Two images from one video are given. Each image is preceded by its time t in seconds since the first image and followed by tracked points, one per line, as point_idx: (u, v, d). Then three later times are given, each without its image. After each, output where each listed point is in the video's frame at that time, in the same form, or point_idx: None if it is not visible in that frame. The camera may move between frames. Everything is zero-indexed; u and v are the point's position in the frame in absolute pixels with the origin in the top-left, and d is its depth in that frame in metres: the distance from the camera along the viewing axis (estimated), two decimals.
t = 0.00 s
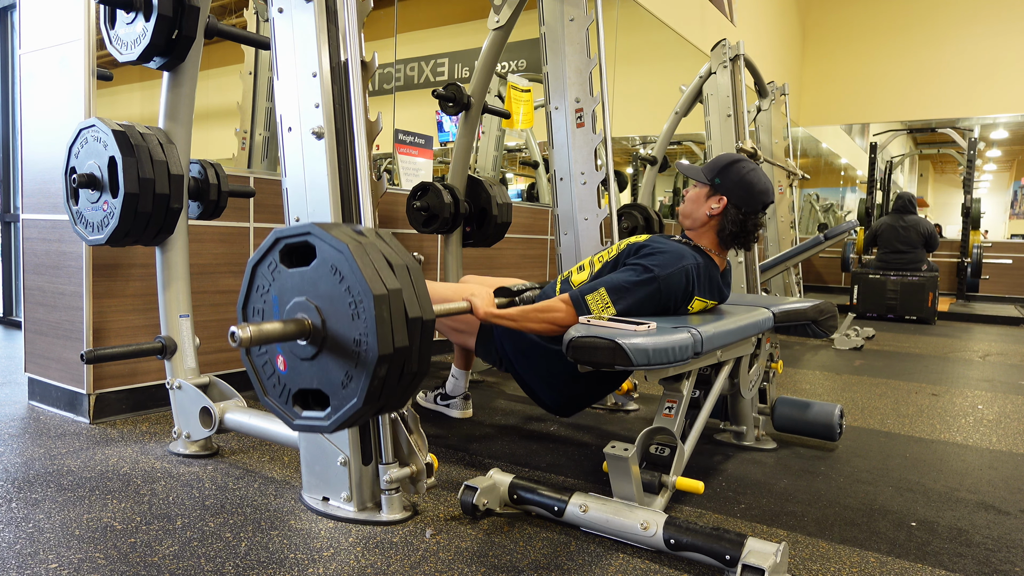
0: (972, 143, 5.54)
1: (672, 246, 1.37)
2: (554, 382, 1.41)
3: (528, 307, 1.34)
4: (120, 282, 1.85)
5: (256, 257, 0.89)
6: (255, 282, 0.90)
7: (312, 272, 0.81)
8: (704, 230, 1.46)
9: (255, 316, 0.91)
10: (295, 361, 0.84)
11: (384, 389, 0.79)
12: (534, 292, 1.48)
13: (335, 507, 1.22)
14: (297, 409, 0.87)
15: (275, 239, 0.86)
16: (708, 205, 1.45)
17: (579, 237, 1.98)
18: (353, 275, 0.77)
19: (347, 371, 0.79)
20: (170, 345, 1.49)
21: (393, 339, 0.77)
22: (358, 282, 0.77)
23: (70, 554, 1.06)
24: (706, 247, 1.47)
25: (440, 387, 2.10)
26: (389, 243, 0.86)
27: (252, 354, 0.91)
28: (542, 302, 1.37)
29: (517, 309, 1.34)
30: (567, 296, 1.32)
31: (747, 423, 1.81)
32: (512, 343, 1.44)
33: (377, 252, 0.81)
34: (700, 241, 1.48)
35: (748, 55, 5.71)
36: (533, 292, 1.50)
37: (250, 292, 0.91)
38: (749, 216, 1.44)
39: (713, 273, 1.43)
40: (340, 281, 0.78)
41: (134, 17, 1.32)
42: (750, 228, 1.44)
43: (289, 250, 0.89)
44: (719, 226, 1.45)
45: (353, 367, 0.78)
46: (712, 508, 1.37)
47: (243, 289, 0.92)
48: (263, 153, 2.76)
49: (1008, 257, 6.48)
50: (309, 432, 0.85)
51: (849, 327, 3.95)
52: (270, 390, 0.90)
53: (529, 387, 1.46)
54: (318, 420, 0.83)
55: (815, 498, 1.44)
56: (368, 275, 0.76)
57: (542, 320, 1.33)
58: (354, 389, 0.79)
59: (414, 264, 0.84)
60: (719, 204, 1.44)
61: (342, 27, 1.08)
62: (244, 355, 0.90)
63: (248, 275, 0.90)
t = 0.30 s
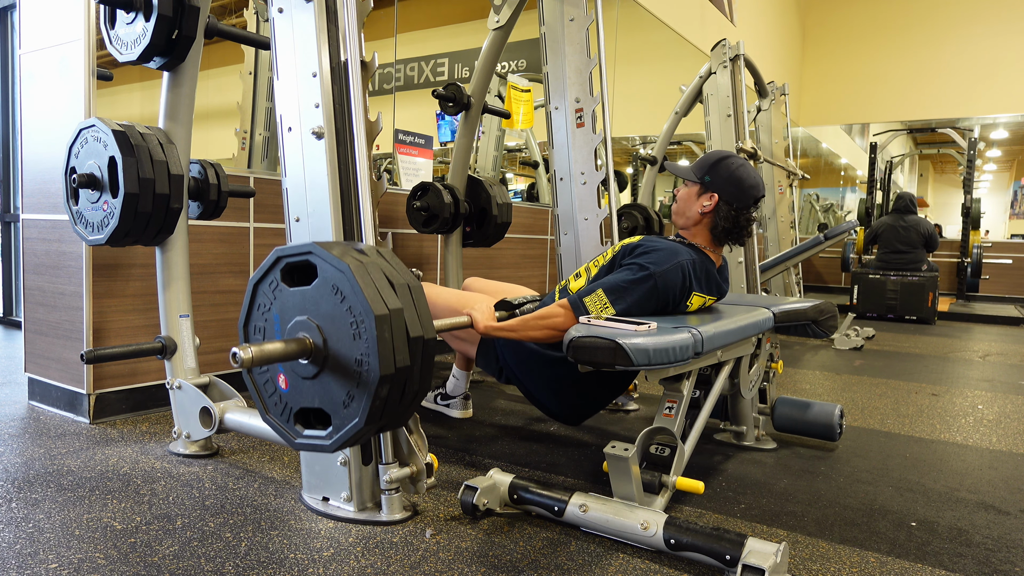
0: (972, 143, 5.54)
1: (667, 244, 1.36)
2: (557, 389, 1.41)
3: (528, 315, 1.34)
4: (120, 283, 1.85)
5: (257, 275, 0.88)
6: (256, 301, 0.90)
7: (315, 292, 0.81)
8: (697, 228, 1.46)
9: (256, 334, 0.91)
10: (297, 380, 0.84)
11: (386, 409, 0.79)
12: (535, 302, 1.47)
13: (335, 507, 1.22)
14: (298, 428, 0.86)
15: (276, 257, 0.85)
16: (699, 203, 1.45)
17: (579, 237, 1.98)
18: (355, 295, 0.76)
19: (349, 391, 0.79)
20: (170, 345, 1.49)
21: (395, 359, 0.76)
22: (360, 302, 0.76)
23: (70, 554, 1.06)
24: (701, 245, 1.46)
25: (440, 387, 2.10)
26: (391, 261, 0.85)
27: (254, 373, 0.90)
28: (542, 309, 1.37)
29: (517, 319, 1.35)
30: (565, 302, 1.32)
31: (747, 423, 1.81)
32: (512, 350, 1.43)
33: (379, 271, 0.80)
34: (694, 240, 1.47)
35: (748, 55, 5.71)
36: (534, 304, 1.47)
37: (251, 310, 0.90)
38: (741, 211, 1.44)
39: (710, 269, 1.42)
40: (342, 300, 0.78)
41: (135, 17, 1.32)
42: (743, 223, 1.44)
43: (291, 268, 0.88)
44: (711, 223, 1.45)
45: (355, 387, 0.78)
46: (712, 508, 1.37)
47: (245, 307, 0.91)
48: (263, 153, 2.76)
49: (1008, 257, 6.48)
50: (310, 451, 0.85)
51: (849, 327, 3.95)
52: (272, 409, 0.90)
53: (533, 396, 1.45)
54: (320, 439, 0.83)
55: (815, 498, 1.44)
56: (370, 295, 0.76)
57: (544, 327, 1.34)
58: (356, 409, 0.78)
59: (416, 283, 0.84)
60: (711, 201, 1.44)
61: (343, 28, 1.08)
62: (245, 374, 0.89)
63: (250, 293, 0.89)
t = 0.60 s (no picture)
0: (972, 143, 5.54)
1: (663, 244, 1.37)
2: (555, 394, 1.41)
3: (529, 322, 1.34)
4: (120, 282, 1.85)
5: (257, 289, 0.88)
6: (257, 315, 0.90)
7: (316, 306, 0.81)
8: (691, 228, 1.47)
9: (256, 348, 0.91)
10: (298, 395, 0.84)
11: (386, 424, 0.79)
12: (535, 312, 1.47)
13: (335, 507, 1.22)
14: (300, 442, 0.87)
15: (277, 272, 0.86)
16: (692, 203, 1.45)
17: (579, 237, 1.98)
18: (356, 310, 0.77)
19: (350, 406, 0.79)
20: (170, 345, 1.49)
21: (395, 374, 0.77)
22: (362, 318, 0.77)
23: (70, 554, 1.06)
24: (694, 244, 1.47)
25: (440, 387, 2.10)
26: (391, 275, 0.86)
27: (255, 387, 0.91)
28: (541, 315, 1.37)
29: (518, 326, 1.35)
30: (565, 306, 1.32)
31: (748, 423, 1.81)
32: (513, 355, 1.44)
33: (379, 286, 0.81)
34: (689, 240, 1.48)
35: (748, 55, 5.71)
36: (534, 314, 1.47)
37: (252, 323, 0.91)
38: (735, 210, 1.44)
39: (706, 266, 1.43)
40: (343, 316, 0.78)
41: (134, 17, 1.32)
42: (737, 222, 1.44)
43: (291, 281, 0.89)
44: (705, 223, 1.45)
45: (355, 402, 0.78)
46: (712, 508, 1.37)
47: (246, 320, 0.91)
48: (263, 153, 2.76)
49: (1008, 257, 6.48)
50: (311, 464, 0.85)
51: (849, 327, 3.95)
52: (273, 423, 0.90)
53: (535, 403, 1.45)
54: (321, 453, 0.83)
55: (815, 498, 1.44)
56: (371, 311, 0.76)
57: (544, 332, 1.34)
58: (357, 423, 0.79)
59: (416, 297, 0.84)
60: (705, 200, 1.44)
61: (342, 27, 1.08)
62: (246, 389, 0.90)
63: (250, 308, 0.89)
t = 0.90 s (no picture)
0: (972, 143, 5.54)
1: (663, 243, 1.37)
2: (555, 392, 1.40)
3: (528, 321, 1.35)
4: (120, 283, 1.85)
5: (257, 287, 0.87)
6: (257, 313, 0.89)
7: (315, 304, 0.80)
8: (691, 228, 1.47)
9: (256, 347, 0.90)
10: (299, 392, 0.83)
11: (387, 422, 0.78)
12: (534, 309, 1.45)
13: (335, 507, 1.22)
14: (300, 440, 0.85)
15: (277, 270, 0.84)
16: (693, 203, 1.46)
17: (579, 237, 1.98)
18: (355, 308, 0.75)
19: (350, 404, 0.78)
20: (170, 345, 1.49)
21: (395, 372, 0.75)
22: (361, 316, 0.75)
23: (70, 554, 1.06)
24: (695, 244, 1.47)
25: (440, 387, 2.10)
26: (391, 273, 0.84)
27: (255, 385, 0.90)
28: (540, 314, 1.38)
29: (518, 325, 1.36)
30: (565, 306, 1.32)
31: (748, 423, 1.81)
32: (512, 354, 1.43)
33: (379, 283, 0.79)
34: (690, 240, 1.48)
35: (749, 55, 5.71)
36: (533, 311, 1.45)
37: (252, 322, 0.89)
38: (735, 210, 1.44)
39: (706, 266, 1.43)
40: (343, 313, 0.77)
41: (135, 17, 1.32)
42: (737, 222, 1.45)
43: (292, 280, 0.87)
44: (705, 223, 1.45)
45: (355, 399, 0.77)
46: (712, 508, 1.37)
47: (246, 318, 0.90)
48: (263, 154, 2.76)
49: (1008, 257, 6.48)
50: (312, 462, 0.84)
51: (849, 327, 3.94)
52: (274, 421, 0.89)
53: (536, 402, 1.44)
54: (321, 451, 0.82)
55: (814, 498, 1.44)
56: (371, 309, 0.74)
57: (543, 331, 1.34)
58: (357, 421, 0.77)
59: (417, 295, 0.82)
60: (705, 200, 1.44)
61: (342, 27, 1.08)
62: (246, 386, 0.89)
63: (250, 306, 0.88)
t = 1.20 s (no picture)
0: (972, 143, 5.54)
1: (673, 247, 1.37)
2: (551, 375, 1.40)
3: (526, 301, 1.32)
4: (120, 283, 1.85)
5: (255, 247, 0.85)
6: (254, 273, 0.86)
7: (312, 261, 0.78)
8: (706, 234, 1.46)
9: (254, 307, 0.87)
10: (294, 350, 0.80)
11: (383, 379, 0.75)
12: (533, 285, 1.52)
13: (335, 507, 1.22)
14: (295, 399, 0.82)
15: (275, 229, 0.82)
16: (710, 209, 1.45)
17: (579, 237, 1.98)
18: (353, 263, 0.73)
19: (346, 360, 0.75)
20: (170, 345, 1.49)
21: (393, 328, 0.73)
22: (359, 272, 0.73)
23: (70, 554, 1.06)
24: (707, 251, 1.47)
25: (439, 387, 2.10)
26: (389, 234, 0.82)
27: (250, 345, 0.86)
28: (538, 297, 1.36)
29: (515, 303, 1.31)
30: (566, 293, 1.32)
31: (747, 423, 1.81)
32: (514, 333, 1.42)
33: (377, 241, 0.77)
34: (702, 246, 1.48)
35: (748, 54, 5.70)
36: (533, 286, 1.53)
37: (249, 282, 0.87)
38: (751, 222, 1.44)
39: (714, 276, 1.42)
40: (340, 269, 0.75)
41: (134, 17, 1.32)
42: (752, 234, 1.44)
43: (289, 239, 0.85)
44: (720, 231, 1.45)
45: (351, 355, 0.75)
46: (712, 508, 1.37)
47: (242, 279, 0.88)
48: (263, 153, 2.76)
49: (1008, 257, 6.48)
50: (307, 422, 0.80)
51: (849, 327, 3.94)
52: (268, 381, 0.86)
53: (529, 384, 1.45)
54: (315, 408, 0.79)
55: (814, 498, 1.45)
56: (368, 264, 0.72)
57: (540, 315, 1.33)
58: (353, 377, 0.75)
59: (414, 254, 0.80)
60: (721, 208, 1.44)
61: (342, 27, 1.08)
62: (242, 346, 0.85)
63: (247, 266, 0.86)
